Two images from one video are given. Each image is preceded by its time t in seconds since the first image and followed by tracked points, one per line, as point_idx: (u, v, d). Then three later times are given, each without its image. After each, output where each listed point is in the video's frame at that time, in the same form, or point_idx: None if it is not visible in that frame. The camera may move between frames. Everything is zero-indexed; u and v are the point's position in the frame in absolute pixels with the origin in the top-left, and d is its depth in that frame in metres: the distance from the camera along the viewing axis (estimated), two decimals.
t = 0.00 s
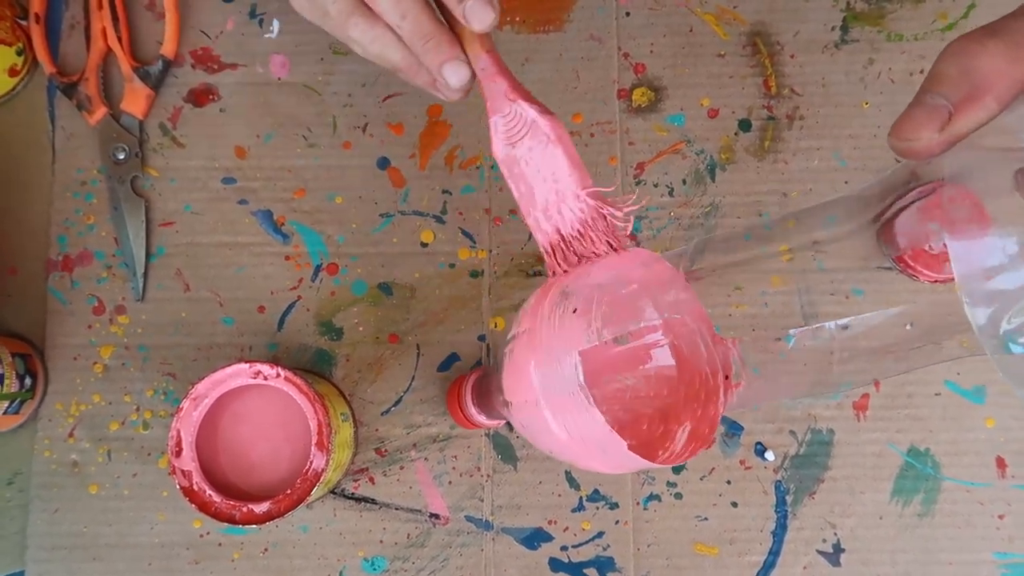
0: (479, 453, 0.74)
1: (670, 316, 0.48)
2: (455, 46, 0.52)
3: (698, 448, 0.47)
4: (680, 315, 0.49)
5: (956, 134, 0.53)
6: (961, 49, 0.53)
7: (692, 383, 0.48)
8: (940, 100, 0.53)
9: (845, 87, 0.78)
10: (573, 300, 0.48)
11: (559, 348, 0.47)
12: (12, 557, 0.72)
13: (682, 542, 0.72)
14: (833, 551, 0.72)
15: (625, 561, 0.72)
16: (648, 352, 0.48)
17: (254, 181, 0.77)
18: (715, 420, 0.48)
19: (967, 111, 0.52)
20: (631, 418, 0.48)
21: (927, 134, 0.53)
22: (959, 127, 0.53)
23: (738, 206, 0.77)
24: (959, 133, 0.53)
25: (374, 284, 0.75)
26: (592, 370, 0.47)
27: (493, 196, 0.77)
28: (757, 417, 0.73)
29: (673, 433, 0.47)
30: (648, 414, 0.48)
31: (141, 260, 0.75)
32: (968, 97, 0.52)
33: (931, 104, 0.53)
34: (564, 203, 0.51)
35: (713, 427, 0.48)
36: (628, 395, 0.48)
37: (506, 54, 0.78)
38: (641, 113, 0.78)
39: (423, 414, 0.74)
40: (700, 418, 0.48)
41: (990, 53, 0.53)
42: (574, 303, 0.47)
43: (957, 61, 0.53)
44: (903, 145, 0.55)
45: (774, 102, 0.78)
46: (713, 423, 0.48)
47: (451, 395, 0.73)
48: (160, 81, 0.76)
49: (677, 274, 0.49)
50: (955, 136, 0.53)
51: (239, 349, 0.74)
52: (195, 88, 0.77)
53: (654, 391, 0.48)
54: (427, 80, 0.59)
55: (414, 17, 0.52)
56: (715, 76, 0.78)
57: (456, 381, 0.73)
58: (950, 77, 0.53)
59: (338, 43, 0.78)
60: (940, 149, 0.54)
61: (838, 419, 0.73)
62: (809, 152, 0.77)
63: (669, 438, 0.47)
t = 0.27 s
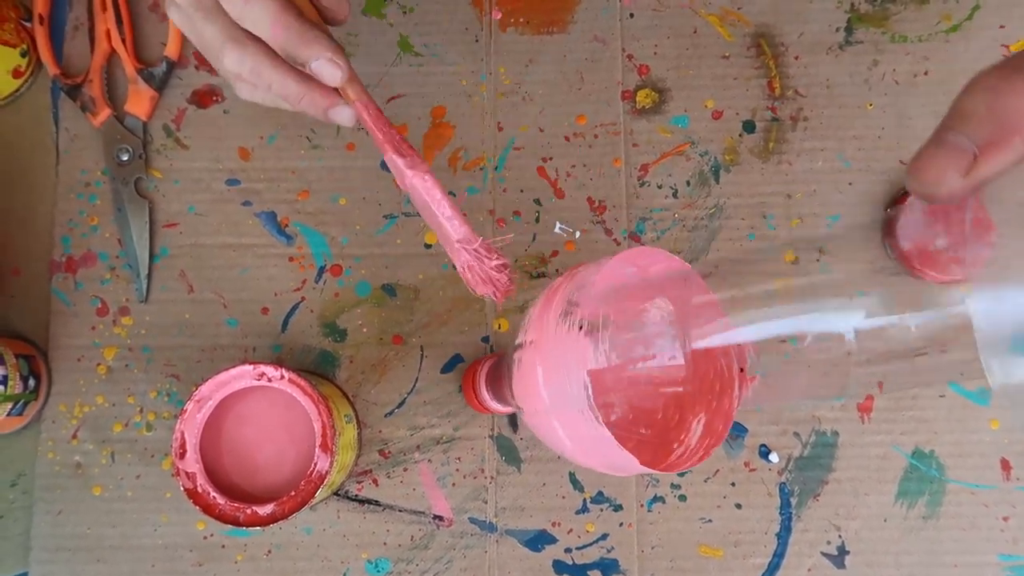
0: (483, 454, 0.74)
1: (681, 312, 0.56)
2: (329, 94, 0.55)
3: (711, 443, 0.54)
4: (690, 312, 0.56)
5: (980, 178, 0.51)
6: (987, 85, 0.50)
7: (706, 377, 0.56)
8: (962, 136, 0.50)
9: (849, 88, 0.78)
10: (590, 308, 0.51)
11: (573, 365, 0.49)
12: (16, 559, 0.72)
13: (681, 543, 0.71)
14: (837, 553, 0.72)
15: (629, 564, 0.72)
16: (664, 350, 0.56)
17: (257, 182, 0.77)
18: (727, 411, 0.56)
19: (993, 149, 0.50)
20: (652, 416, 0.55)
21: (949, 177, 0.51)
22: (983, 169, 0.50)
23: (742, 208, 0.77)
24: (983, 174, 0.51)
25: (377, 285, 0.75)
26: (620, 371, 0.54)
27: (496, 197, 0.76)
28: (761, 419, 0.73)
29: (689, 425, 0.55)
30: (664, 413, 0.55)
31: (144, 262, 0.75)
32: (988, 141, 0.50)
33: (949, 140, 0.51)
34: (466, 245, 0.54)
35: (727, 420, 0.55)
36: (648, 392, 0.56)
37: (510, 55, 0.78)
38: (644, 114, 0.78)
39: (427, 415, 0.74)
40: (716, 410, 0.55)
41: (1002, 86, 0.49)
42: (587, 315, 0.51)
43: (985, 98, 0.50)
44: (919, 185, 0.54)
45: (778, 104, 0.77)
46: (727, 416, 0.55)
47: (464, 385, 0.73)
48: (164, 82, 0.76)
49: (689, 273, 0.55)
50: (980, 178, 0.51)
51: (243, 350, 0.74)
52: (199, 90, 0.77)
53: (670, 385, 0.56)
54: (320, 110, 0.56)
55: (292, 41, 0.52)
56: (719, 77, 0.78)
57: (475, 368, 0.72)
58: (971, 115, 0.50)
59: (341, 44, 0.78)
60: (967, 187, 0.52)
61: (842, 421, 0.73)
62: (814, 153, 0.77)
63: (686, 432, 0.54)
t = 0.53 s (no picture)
0: (482, 455, 0.74)
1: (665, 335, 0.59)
2: (357, 103, 0.52)
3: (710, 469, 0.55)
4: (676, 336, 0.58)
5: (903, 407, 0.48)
6: (915, 297, 0.45)
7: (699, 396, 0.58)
8: (881, 358, 0.46)
9: (848, 88, 0.78)
10: (546, 366, 0.56)
11: (528, 427, 0.56)
12: (15, 560, 0.72)
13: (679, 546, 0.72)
14: (836, 553, 0.72)
15: (628, 564, 0.72)
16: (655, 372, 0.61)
17: (256, 183, 0.77)
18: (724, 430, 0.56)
19: (915, 378, 0.46)
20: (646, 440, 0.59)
21: (869, 400, 0.48)
22: (904, 400, 0.47)
23: (740, 208, 0.76)
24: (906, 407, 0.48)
25: (376, 286, 0.75)
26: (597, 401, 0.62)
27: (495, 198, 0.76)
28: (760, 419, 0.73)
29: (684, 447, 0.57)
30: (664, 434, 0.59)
31: (143, 263, 0.75)
32: (916, 337, 0.45)
33: (863, 355, 0.47)
34: (514, 241, 0.68)
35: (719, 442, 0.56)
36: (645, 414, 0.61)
37: (508, 56, 0.78)
38: (643, 114, 0.78)
39: (425, 416, 0.74)
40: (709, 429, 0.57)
41: (935, 302, 0.44)
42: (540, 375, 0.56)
43: (916, 320, 0.45)
44: (866, 390, 0.47)
45: (777, 103, 0.77)
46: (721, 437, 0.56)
47: (465, 385, 0.73)
48: (163, 83, 0.76)
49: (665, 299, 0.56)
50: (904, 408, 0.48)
51: (242, 352, 0.74)
52: (198, 91, 0.77)
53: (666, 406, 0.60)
54: (349, 120, 0.53)
55: (322, 61, 0.47)
56: (717, 77, 0.78)
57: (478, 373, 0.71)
58: (897, 337, 0.45)
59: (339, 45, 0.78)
60: (887, 415, 0.50)
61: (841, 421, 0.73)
62: (813, 153, 0.77)
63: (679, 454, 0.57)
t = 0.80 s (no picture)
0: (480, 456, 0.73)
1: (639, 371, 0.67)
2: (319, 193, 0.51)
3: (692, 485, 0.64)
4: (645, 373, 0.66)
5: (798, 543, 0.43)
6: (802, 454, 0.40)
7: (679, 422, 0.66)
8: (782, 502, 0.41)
9: (846, 87, 0.77)
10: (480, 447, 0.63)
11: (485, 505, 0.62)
12: (12, 563, 0.72)
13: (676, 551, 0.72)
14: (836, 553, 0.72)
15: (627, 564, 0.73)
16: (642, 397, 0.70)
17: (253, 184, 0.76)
18: (704, 448, 0.64)
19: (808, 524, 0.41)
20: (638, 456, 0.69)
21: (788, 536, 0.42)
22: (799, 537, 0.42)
23: (739, 207, 0.76)
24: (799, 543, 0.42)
25: (373, 287, 0.75)
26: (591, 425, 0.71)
27: (493, 198, 0.76)
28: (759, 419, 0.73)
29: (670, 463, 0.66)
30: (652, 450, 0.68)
31: (140, 265, 0.75)
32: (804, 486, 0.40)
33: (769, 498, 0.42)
34: (492, 322, 0.71)
35: (701, 462, 0.63)
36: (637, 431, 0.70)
37: (505, 55, 0.78)
38: (641, 114, 0.77)
39: (424, 417, 0.74)
40: (691, 463, 0.64)
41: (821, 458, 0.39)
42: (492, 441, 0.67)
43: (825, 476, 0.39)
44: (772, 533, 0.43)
45: (775, 102, 0.77)
46: (701, 454, 0.63)
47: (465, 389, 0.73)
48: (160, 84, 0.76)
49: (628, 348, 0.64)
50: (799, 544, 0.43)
51: (239, 353, 0.74)
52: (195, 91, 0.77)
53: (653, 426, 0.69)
54: (311, 206, 0.52)
55: (278, 155, 0.45)
56: (715, 76, 0.78)
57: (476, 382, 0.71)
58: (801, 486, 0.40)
59: (336, 44, 0.78)
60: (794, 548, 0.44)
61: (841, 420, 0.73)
62: (811, 152, 0.77)
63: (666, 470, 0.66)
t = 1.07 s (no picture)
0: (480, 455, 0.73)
1: (641, 386, 0.63)
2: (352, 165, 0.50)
3: (684, 511, 0.60)
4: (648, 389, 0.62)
5: None
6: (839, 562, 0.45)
7: (676, 440, 0.62)
8: None
9: (845, 85, 0.77)
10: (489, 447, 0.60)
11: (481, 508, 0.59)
12: (11, 564, 0.72)
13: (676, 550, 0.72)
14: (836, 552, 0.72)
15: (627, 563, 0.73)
16: (637, 411, 0.65)
17: (252, 183, 0.76)
18: (700, 472, 0.60)
19: None
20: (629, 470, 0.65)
21: None
22: None
23: (739, 206, 0.76)
24: None
25: (372, 286, 0.75)
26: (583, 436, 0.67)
27: (491, 197, 0.76)
28: (758, 417, 0.73)
29: (663, 482, 0.62)
30: (643, 466, 0.64)
31: (138, 265, 0.74)
32: None
33: None
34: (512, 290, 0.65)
35: (696, 485, 0.60)
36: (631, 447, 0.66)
37: (504, 54, 0.78)
38: (640, 112, 0.77)
39: (423, 417, 0.74)
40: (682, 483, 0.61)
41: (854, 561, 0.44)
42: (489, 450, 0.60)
43: None
44: None
45: (774, 101, 0.77)
46: (697, 475, 0.60)
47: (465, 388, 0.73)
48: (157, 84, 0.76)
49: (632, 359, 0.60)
50: None
51: (238, 353, 0.74)
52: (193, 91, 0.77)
53: (649, 441, 0.65)
54: (343, 177, 0.51)
55: (324, 132, 0.46)
56: (714, 75, 0.78)
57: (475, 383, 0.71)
58: None
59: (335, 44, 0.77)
60: None
61: (840, 419, 0.73)
62: (810, 150, 0.77)
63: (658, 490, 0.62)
